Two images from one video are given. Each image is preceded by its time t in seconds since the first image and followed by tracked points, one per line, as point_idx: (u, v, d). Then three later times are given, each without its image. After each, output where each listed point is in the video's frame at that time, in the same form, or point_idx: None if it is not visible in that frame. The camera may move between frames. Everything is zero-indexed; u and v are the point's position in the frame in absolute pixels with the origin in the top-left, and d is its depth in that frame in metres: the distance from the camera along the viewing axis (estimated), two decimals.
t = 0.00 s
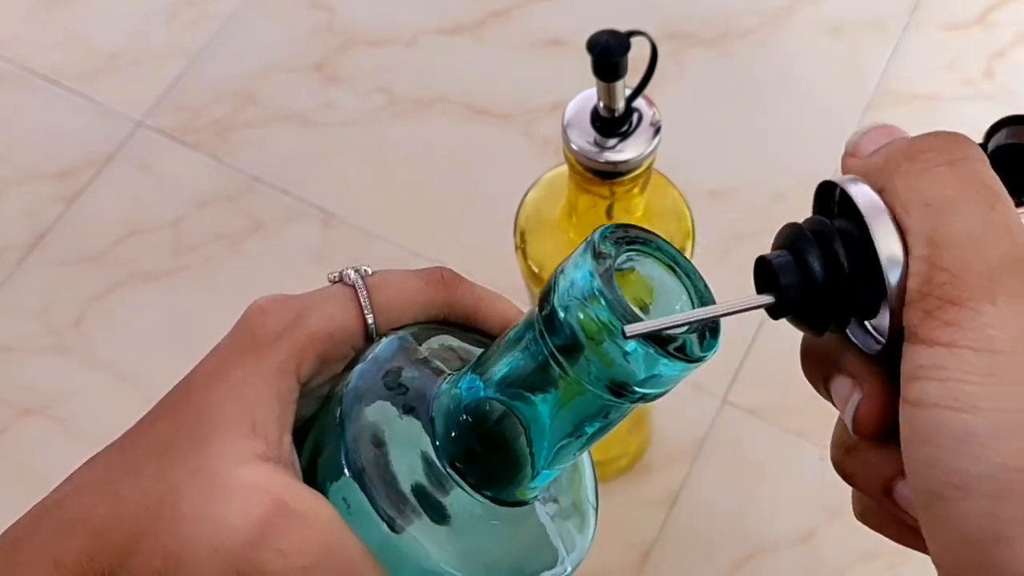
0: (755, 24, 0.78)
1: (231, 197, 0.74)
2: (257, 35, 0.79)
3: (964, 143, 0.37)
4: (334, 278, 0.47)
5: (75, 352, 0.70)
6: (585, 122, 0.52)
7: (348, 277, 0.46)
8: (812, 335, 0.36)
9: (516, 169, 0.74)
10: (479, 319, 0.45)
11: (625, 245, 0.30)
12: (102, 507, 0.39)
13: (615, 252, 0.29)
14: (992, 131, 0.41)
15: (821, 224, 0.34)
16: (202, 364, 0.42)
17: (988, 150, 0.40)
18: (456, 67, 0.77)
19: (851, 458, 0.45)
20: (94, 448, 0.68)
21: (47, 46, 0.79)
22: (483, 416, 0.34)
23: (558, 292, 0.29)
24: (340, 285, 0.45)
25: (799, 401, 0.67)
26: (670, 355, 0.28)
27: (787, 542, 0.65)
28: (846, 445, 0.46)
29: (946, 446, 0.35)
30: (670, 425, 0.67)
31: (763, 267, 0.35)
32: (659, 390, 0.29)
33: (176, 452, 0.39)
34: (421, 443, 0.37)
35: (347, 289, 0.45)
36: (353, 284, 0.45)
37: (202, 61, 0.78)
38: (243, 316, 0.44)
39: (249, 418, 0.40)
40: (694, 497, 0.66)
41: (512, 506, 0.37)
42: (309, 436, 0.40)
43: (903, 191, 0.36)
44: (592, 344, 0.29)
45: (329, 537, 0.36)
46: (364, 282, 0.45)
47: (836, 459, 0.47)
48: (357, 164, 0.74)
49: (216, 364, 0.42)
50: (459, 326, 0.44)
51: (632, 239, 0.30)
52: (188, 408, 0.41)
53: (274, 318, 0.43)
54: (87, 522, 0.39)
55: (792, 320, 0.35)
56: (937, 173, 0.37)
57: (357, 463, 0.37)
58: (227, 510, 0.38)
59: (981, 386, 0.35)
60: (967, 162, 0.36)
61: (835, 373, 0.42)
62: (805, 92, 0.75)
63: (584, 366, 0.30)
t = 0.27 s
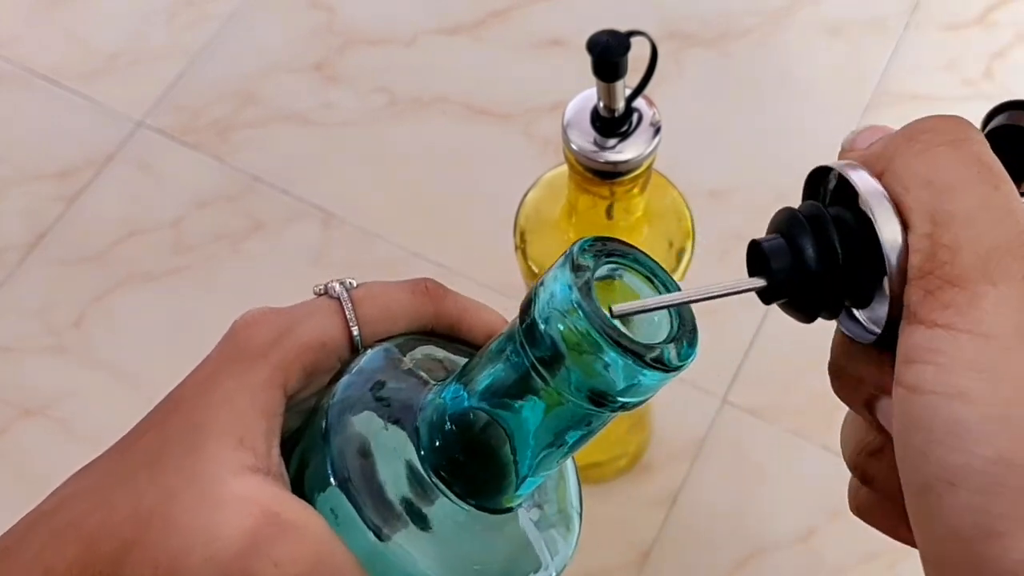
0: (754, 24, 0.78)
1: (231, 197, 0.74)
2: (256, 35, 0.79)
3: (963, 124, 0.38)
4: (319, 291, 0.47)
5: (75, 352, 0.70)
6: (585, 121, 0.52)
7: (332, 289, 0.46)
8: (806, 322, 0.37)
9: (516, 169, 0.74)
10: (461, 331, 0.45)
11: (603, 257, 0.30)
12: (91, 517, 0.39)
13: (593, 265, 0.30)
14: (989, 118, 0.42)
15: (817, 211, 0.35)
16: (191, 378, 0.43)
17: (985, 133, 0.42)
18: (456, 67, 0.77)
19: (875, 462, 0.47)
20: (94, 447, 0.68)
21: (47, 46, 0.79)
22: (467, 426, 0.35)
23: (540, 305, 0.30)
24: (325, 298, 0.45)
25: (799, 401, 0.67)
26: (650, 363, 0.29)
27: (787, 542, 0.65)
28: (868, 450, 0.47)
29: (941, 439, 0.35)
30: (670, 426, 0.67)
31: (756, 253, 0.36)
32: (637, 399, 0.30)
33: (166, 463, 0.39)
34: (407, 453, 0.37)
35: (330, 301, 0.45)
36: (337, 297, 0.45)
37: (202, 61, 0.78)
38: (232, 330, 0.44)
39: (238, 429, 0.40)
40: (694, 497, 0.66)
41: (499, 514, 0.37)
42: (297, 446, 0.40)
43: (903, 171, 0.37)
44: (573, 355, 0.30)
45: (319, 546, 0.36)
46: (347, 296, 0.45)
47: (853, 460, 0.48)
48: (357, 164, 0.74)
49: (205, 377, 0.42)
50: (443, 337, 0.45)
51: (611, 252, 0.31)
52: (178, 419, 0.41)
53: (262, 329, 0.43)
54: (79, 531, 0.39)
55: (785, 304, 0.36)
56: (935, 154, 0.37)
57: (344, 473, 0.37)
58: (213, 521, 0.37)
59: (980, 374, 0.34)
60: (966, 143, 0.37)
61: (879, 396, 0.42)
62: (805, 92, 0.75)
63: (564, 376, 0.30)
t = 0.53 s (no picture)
0: (754, 24, 0.78)
1: (231, 197, 0.74)
2: (256, 35, 0.79)
3: (949, 135, 0.38)
4: (305, 299, 0.47)
5: (75, 352, 0.70)
6: (585, 121, 0.52)
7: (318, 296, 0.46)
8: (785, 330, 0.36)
9: (516, 169, 0.74)
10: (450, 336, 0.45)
11: (578, 259, 0.31)
12: (82, 522, 0.39)
13: (570, 268, 0.31)
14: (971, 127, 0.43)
15: (800, 219, 0.35)
16: (180, 384, 0.43)
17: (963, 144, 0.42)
18: (456, 67, 0.77)
19: (848, 473, 0.48)
20: (94, 447, 0.68)
21: (47, 46, 0.79)
22: (454, 428, 0.35)
23: (518, 309, 0.30)
24: (313, 304, 0.45)
25: (799, 401, 0.68)
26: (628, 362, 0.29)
27: (786, 542, 0.65)
28: (844, 461, 0.49)
29: (940, 443, 0.35)
30: (669, 426, 0.67)
31: (738, 257, 0.35)
32: (618, 398, 0.30)
33: (158, 468, 0.39)
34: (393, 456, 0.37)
35: (319, 308, 0.45)
36: (325, 303, 0.45)
37: (202, 61, 0.78)
38: (220, 336, 0.44)
39: (230, 434, 0.40)
40: (694, 497, 0.66)
41: (488, 514, 0.37)
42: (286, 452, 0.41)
43: (890, 181, 0.37)
44: (552, 357, 0.30)
45: (312, 552, 0.36)
46: (335, 302, 0.45)
47: (825, 469, 0.49)
48: (357, 164, 0.74)
49: (193, 382, 0.42)
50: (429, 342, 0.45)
51: (588, 258, 0.31)
52: (169, 424, 0.41)
53: (250, 335, 0.43)
54: (70, 536, 0.39)
55: (766, 311, 0.35)
56: (918, 163, 0.37)
57: (332, 478, 0.37)
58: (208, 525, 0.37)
59: (977, 378, 0.35)
60: (952, 153, 0.37)
61: (859, 405, 0.43)
62: (805, 92, 0.75)
63: (546, 379, 0.31)
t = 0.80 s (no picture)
0: (754, 24, 0.77)
1: (231, 197, 0.74)
2: (256, 35, 0.79)
3: (939, 136, 0.38)
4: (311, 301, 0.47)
5: (75, 352, 0.70)
6: (585, 121, 0.51)
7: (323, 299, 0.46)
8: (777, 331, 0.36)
9: (516, 169, 0.74)
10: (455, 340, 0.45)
11: (586, 266, 0.31)
12: (85, 523, 0.39)
13: (577, 275, 0.31)
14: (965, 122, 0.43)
15: (791, 220, 0.35)
16: (183, 388, 0.43)
17: (957, 140, 0.42)
18: (456, 67, 0.77)
19: (841, 471, 0.49)
20: (95, 447, 0.68)
21: (47, 46, 0.79)
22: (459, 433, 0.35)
23: (526, 315, 0.30)
24: (317, 308, 0.45)
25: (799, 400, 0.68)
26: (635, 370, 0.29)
27: (787, 542, 0.65)
28: (837, 458, 0.49)
29: (943, 446, 0.35)
30: (670, 426, 0.67)
31: (728, 260, 0.35)
32: (625, 407, 0.31)
33: (162, 471, 0.39)
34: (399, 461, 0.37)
35: (324, 312, 0.45)
36: (330, 308, 0.45)
37: (202, 61, 0.78)
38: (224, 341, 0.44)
39: (235, 438, 0.40)
40: (694, 497, 0.66)
41: (492, 520, 0.37)
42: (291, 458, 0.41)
43: (882, 185, 0.37)
44: (559, 365, 0.30)
45: (319, 556, 0.36)
46: (340, 307, 0.45)
47: (818, 468, 0.50)
48: (357, 164, 0.74)
49: (197, 386, 0.42)
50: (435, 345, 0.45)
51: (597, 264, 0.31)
52: (173, 428, 0.41)
53: (252, 339, 0.43)
54: (72, 538, 0.39)
55: (758, 314, 0.35)
56: (910, 166, 0.37)
57: (337, 482, 0.37)
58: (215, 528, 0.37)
59: (979, 383, 0.35)
60: (944, 155, 0.37)
61: (850, 403, 0.44)
62: (805, 91, 0.75)
63: (553, 385, 0.31)
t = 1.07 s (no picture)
0: (754, 24, 0.77)
1: (231, 197, 0.74)
2: (257, 35, 0.79)
3: (932, 138, 0.38)
4: (308, 303, 0.47)
5: (75, 352, 0.70)
6: (585, 121, 0.51)
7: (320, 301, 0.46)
8: (766, 330, 0.36)
9: (516, 169, 0.74)
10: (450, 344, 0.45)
11: (577, 265, 0.31)
12: (78, 523, 0.39)
13: (569, 275, 0.31)
14: (956, 121, 0.42)
15: (783, 219, 0.35)
16: (177, 387, 0.42)
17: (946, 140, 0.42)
18: (456, 67, 0.77)
19: (830, 469, 0.49)
20: (94, 447, 0.68)
21: (48, 46, 0.79)
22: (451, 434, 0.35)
23: (516, 314, 0.30)
24: (313, 309, 0.45)
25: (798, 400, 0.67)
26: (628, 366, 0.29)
27: (785, 542, 0.65)
28: (827, 456, 0.49)
29: (935, 446, 0.35)
30: (668, 427, 0.67)
31: (720, 258, 0.35)
32: (617, 405, 0.31)
33: (155, 470, 0.39)
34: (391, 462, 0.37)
35: (320, 314, 0.45)
36: (326, 309, 0.45)
37: (203, 61, 0.78)
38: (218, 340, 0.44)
39: (228, 437, 0.40)
40: (693, 497, 0.66)
41: (483, 522, 0.37)
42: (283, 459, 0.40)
43: (874, 186, 0.37)
44: (551, 363, 0.30)
45: (309, 556, 0.36)
46: (335, 308, 0.45)
47: (808, 466, 0.50)
48: (356, 164, 0.74)
49: (191, 386, 0.42)
50: (431, 349, 0.45)
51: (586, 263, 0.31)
52: (166, 427, 0.41)
53: (247, 339, 0.43)
54: (64, 537, 0.39)
55: (749, 313, 0.35)
56: (900, 167, 0.37)
57: (329, 484, 0.37)
58: (208, 527, 0.37)
59: (969, 384, 0.35)
60: (936, 157, 0.37)
61: (840, 401, 0.44)
62: (805, 91, 0.75)
63: (544, 385, 0.31)
